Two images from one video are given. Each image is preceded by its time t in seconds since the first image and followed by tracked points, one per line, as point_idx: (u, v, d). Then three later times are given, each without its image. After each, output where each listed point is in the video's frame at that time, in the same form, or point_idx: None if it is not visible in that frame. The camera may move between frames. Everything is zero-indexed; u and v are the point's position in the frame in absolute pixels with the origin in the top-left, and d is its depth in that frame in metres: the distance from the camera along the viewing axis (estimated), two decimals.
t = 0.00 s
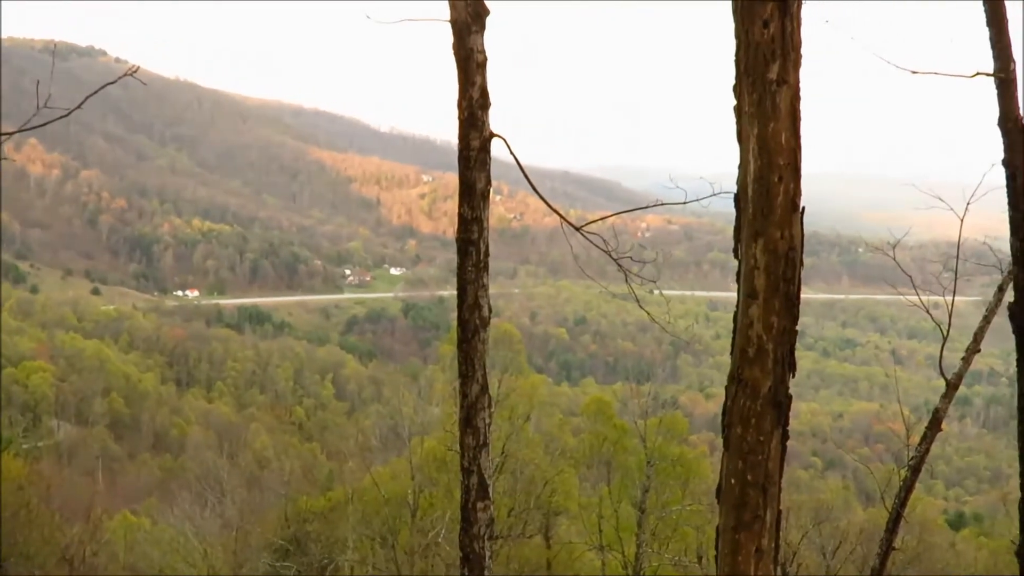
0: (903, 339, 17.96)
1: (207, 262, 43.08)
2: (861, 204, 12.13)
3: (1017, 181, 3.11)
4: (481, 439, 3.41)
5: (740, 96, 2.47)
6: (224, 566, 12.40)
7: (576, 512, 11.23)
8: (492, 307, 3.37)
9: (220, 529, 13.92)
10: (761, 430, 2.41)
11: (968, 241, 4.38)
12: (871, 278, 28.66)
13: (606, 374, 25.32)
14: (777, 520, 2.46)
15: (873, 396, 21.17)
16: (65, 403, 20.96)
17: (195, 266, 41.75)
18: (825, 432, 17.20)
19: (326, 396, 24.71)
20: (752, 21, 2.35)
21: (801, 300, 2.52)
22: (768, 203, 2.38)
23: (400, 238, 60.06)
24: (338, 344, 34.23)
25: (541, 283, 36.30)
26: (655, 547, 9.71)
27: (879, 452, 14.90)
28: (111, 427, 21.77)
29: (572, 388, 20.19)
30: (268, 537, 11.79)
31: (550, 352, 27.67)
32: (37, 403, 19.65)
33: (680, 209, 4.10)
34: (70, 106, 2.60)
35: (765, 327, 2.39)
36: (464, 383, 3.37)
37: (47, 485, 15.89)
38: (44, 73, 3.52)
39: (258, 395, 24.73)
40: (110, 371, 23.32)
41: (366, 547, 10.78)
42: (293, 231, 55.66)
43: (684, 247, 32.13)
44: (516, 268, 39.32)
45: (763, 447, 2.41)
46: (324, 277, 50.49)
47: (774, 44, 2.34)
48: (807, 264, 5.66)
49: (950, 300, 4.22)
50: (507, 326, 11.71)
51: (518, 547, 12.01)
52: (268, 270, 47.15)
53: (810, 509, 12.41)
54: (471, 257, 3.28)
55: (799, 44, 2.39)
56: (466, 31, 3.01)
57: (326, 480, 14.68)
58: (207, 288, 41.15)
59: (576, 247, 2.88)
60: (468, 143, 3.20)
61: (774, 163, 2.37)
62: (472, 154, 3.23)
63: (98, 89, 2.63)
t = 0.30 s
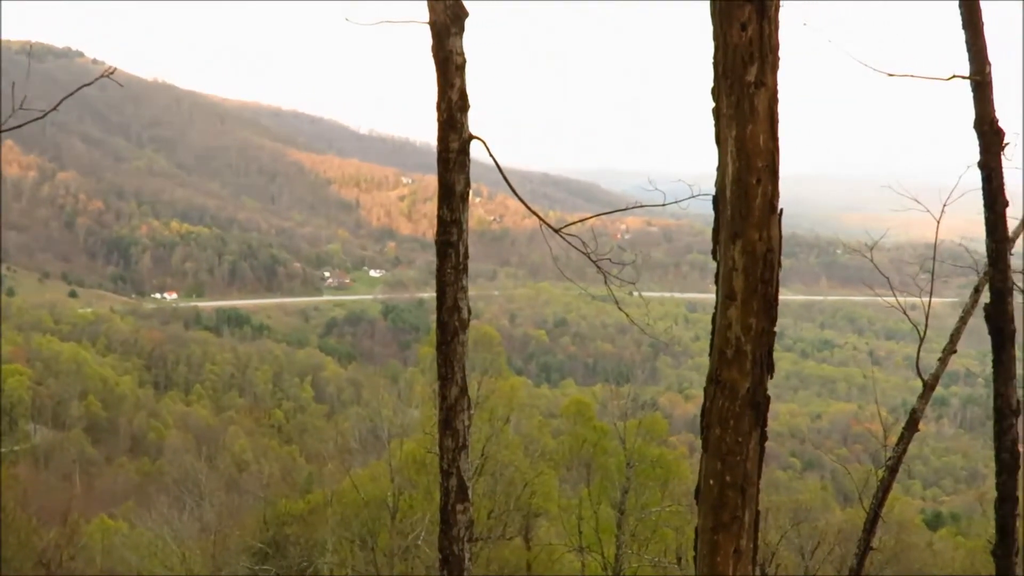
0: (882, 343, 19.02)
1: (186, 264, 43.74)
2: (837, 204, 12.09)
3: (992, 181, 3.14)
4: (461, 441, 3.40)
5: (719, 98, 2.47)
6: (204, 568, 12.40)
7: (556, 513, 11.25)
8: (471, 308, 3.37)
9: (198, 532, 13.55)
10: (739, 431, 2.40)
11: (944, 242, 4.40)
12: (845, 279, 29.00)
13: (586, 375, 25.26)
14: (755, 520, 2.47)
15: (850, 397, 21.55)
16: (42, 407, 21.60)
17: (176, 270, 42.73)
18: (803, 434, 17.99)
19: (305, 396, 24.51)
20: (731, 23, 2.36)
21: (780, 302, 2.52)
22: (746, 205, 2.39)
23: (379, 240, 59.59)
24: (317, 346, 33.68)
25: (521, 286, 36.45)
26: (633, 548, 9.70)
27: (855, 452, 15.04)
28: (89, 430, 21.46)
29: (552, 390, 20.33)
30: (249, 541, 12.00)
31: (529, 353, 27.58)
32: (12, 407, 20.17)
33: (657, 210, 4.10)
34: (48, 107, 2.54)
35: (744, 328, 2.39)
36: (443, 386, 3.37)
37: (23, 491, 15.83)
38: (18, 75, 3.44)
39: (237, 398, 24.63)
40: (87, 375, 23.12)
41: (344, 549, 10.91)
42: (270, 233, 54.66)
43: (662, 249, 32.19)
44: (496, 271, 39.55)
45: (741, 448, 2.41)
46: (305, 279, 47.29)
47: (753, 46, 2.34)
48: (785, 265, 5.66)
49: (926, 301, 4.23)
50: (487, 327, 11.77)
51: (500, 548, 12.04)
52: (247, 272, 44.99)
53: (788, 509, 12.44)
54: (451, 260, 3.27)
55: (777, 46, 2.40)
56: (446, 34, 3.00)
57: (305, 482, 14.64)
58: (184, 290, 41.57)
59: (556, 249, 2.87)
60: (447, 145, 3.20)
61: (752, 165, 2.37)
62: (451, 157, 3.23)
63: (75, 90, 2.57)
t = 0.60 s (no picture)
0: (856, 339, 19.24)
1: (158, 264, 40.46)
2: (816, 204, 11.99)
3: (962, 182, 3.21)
4: (436, 443, 3.41)
5: (693, 100, 2.48)
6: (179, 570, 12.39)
7: (532, 514, 11.34)
8: (446, 310, 3.37)
9: (173, 533, 13.65)
10: (714, 432, 2.39)
11: (917, 244, 4.44)
12: (817, 278, 29.04)
13: (562, 376, 25.09)
14: (731, 521, 2.46)
15: (823, 396, 21.88)
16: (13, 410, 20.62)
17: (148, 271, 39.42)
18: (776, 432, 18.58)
19: (280, 400, 24.04)
20: (705, 25, 2.36)
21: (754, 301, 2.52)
22: (720, 206, 2.39)
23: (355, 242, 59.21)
24: (292, 347, 33.21)
25: (497, 286, 36.47)
26: (610, 548, 9.93)
27: (828, 452, 15.15)
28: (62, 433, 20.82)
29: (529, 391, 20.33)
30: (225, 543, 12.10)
31: (505, 355, 27.33)
32: None
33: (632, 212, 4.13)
34: (19, 107, 2.50)
35: (718, 329, 2.38)
36: (418, 387, 3.36)
37: None
38: None
39: (210, 401, 24.64)
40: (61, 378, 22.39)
41: (320, 551, 11.10)
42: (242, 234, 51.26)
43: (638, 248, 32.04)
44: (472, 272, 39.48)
45: (715, 449, 2.40)
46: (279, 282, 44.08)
47: (727, 47, 2.35)
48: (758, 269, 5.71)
49: (898, 303, 4.27)
50: (463, 329, 11.99)
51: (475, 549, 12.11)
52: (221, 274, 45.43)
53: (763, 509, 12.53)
54: (426, 261, 3.28)
55: (751, 48, 2.40)
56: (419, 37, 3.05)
57: (280, 486, 14.61)
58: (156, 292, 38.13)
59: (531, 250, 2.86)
60: (421, 147, 3.21)
61: (726, 166, 2.37)
62: (426, 158, 3.24)
63: (47, 90, 2.55)
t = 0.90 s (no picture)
0: (833, 341, 20.00)
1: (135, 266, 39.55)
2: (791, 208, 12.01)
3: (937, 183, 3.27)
4: (415, 444, 3.45)
5: (671, 100, 2.48)
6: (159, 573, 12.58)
7: (511, 515, 11.60)
8: (424, 311, 3.43)
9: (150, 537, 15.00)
10: (692, 432, 2.40)
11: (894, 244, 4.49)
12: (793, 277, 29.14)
13: (541, 377, 24.77)
14: (708, 521, 2.47)
15: (802, 396, 22.02)
16: None
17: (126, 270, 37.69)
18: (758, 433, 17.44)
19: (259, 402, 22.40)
20: (682, 27, 2.37)
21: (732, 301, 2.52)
22: (698, 207, 2.39)
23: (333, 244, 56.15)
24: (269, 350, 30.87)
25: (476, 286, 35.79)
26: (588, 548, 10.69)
27: (809, 452, 15.15)
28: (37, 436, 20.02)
29: (505, 391, 20.10)
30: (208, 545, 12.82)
31: (484, 355, 27.05)
32: None
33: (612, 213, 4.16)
34: None
35: (695, 330, 2.39)
36: (397, 389, 3.41)
37: None
38: None
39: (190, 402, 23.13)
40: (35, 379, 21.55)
41: (299, 555, 11.54)
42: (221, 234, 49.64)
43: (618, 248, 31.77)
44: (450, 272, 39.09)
45: (693, 449, 2.41)
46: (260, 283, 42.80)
47: (704, 49, 2.35)
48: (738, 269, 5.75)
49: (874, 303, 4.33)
50: (442, 329, 11.61)
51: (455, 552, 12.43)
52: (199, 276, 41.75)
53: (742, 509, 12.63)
54: (404, 262, 3.35)
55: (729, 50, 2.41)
56: (397, 38, 3.13)
57: (260, 488, 15.16)
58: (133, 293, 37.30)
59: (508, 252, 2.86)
60: (400, 148, 3.30)
61: (704, 167, 2.37)
62: (404, 159, 3.33)
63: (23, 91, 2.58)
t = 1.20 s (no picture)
0: (815, 341, 20.15)
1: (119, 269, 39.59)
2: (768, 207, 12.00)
3: (915, 183, 3.30)
4: (396, 446, 3.47)
5: (651, 102, 2.48)
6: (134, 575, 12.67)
7: (493, 516, 11.60)
8: (405, 312, 3.44)
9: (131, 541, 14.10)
10: (673, 432, 2.40)
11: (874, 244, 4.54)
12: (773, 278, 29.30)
13: (523, 378, 24.67)
14: (690, 520, 2.47)
15: (784, 396, 22.19)
16: None
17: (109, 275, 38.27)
18: (739, 433, 18.05)
19: (240, 404, 22.33)
20: (662, 28, 2.37)
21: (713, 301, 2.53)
22: (678, 208, 2.39)
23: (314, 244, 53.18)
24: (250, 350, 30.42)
25: (457, 287, 35.79)
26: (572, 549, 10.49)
27: (789, 451, 15.32)
28: (16, 440, 19.92)
29: (487, 393, 20.09)
30: (184, 548, 12.26)
31: (466, 357, 26.90)
32: None
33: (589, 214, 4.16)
34: None
35: (676, 330, 2.39)
36: (378, 390, 3.43)
37: None
38: None
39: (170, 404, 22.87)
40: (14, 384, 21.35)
41: (281, 556, 11.31)
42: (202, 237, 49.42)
43: (599, 250, 31.78)
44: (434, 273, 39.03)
45: (675, 449, 2.41)
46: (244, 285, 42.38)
47: (684, 50, 2.36)
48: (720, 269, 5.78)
49: (854, 302, 4.36)
50: (424, 331, 11.64)
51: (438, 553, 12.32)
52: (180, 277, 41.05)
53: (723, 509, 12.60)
54: (385, 264, 3.35)
55: (708, 51, 2.42)
56: (376, 38, 3.13)
57: (240, 490, 14.39)
58: (116, 297, 37.35)
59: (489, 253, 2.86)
60: (379, 149, 3.29)
61: (684, 168, 2.37)
62: (384, 160, 3.33)
63: None
